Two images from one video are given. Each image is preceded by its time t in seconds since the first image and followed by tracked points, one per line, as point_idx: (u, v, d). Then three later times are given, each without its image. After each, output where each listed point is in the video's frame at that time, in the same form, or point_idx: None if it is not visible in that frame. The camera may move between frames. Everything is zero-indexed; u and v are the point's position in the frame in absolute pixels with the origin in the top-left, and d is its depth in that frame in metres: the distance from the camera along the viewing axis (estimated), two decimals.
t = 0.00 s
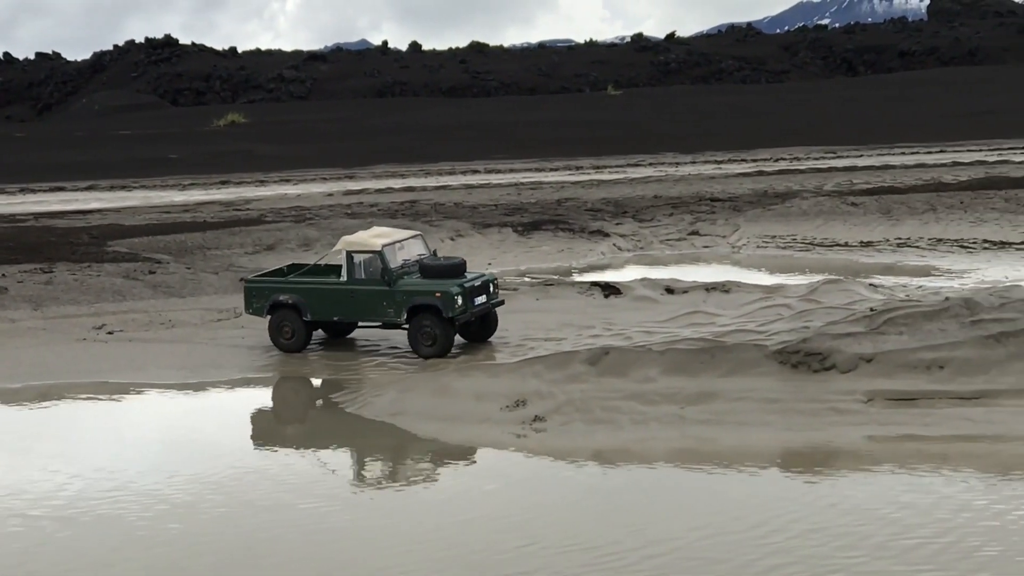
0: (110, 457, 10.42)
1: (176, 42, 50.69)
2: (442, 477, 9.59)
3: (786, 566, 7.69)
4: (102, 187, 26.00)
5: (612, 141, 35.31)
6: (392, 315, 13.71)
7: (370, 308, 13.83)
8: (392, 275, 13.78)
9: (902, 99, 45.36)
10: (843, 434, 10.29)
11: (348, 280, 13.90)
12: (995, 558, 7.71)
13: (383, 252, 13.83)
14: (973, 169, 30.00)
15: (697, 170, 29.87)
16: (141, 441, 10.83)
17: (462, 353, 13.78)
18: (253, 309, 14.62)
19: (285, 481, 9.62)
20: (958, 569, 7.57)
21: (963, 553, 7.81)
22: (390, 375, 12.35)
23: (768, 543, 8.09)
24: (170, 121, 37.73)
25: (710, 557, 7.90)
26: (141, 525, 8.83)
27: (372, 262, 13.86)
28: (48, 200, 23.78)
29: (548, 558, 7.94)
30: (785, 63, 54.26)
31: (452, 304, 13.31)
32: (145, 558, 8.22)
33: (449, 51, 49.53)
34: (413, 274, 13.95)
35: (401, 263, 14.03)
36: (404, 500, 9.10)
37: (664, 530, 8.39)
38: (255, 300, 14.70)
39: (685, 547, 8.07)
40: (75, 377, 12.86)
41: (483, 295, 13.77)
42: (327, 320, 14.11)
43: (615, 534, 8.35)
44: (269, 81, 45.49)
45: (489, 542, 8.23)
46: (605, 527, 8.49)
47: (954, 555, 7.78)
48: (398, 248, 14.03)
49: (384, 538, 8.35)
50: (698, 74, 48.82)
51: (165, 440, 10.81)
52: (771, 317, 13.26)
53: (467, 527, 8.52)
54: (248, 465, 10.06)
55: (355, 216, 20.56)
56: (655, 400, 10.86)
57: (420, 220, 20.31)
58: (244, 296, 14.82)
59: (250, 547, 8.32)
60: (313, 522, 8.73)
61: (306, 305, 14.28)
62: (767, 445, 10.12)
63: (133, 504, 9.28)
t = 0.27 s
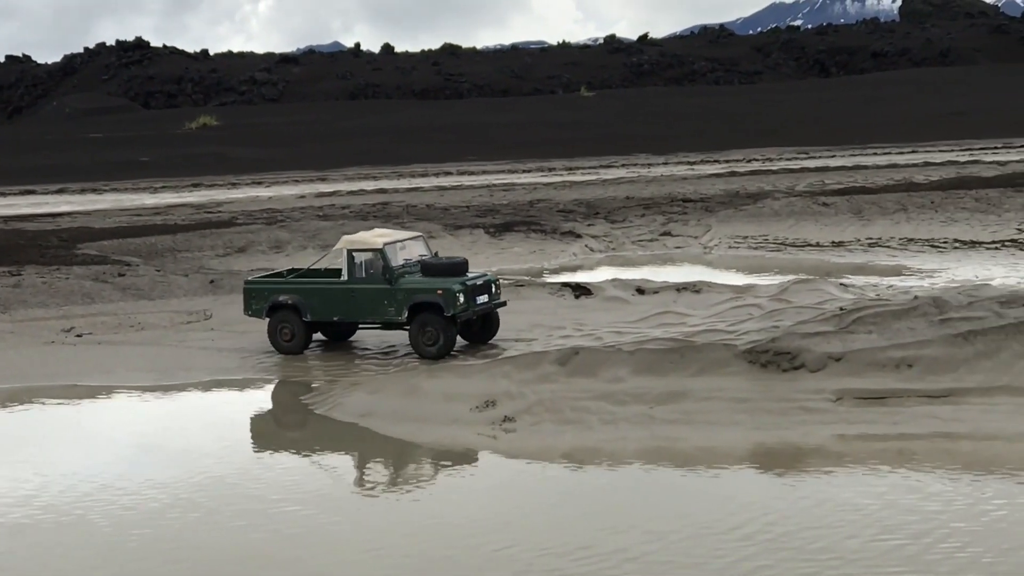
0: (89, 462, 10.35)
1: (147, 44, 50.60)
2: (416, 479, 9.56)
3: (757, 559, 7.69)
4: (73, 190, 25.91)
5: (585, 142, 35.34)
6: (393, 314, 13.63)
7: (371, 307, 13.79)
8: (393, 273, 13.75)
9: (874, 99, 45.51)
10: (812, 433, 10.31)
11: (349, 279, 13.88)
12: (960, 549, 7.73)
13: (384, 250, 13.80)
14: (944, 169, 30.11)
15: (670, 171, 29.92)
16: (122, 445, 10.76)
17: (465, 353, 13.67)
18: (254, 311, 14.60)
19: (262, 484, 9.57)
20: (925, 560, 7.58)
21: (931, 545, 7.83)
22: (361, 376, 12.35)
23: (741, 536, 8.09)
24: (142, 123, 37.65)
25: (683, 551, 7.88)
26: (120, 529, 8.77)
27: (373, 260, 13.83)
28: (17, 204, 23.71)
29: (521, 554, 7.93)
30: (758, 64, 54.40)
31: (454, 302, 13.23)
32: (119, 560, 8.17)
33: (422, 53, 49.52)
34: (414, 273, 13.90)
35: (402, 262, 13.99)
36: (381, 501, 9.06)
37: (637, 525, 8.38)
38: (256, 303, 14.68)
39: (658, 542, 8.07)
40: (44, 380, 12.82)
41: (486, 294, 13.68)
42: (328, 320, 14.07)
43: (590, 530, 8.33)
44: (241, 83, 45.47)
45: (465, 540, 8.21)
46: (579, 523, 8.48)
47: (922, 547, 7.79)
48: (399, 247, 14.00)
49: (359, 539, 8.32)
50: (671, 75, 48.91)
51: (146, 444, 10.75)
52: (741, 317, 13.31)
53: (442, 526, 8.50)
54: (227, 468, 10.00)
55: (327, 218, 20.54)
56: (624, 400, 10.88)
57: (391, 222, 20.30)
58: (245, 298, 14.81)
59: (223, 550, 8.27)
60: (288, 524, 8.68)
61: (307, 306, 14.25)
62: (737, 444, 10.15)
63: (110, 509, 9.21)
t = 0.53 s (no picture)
0: (67, 457, 10.31)
1: (120, 40, 50.42)
2: (388, 476, 9.53)
3: (728, 555, 7.68)
4: (44, 186, 25.80)
5: (559, 138, 35.34)
6: (395, 308, 13.76)
7: (372, 301, 13.90)
8: (396, 266, 13.87)
9: (849, 95, 45.60)
10: (782, 428, 10.32)
11: (350, 272, 13.98)
12: (928, 542, 7.73)
13: (387, 242, 13.92)
14: (918, 165, 30.16)
15: (644, 167, 29.93)
16: (102, 441, 10.71)
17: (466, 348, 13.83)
18: (253, 305, 14.61)
19: (239, 480, 9.53)
20: (893, 555, 7.58)
21: (898, 539, 7.83)
22: (331, 372, 12.35)
23: (713, 532, 8.08)
24: (114, 119, 37.52)
25: (653, 548, 7.87)
26: (95, 525, 8.72)
27: (376, 253, 13.95)
28: None
29: (493, 551, 7.90)
30: (734, 61, 54.46)
31: (457, 295, 13.36)
32: (93, 556, 8.13)
33: (397, 49, 49.43)
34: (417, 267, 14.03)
35: (405, 255, 14.11)
36: (355, 498, 9.02)
37: (609, 523, 8.37)
38: (254, 296, 14.72)
39: (631, 539, 8.05)
40: (12, 377, 12.78)
41: (490, 289, 13.83)
42: (329, 314, 14.11)
43: (562, 527, 8.31)
44: (215, 79, 45.35)
45: (438, 537, 8.18)
46: (552, 520, 8.46)
47: (889, 541, 7.79)
48: (402, 241, 14.12)
49: (333, 537, 8.29)
50: (646, 72, 48.92)
51: (125, 439, 10.70)
52: (712, 313, 13.33)
53: (416, 523, 8.47)
54: (205, 464, 9.96)
55: (299, 214, 20.51)
56: (594, 396, 10.88)
57: (364, 218, 20.27)
58: (244, 292, 14.82)
59: (196, 547, 8.23)
60: (264, 521, 8.64)
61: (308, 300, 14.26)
62: (706, 440, 10.16)
63: (87, 505, 9.16)
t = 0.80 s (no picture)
0: (40, 460, 10.27)
1: (90, 41, 50.26)
2: (356, 479, 9.52)
3: (694, 560, 7.68)
4: (13, 187, 25.71)
5: (531, 142, 35.34)
6: (395, 313, 13.83)
7: (372, 305, 13.94)
8: (395, 271, 13.95)
9: (821, 100, 45.74)
10: (747, 432, 10.35)
11: (348, 278, 14.02)
12: (891, 550, 7.74)
13: (386, 247, 13.99)
14: (887, 169, 30.27)
15: (616, 171, 29.94)
16: (76, 443, 10.67)
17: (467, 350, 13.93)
18: (249, 312, 14.58)
19: (212, 484, 9.51)
20: (854, 561, 7.60)
21: (860, 545, 7.85)
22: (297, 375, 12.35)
23: (679, 537, 8.09)
24: (85, 119, 37.42)
25: (620, 553, 7.87)
26: (65, 529, 8.69)
27: (375, 258, 14.00)
28: None
29: (461, 556, 7.89)
30: (706, 65, 54.57)
31: (458, 298, 13.46)
32: (61, 561, 8.10)
33: (369, 52, 49.38)
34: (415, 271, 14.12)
35: (403, 260, 14.19)
36: (324, 502, 9.01)
37: (578, 527, 8.37)
38: (250, 302, 14.69)
39: (598, 544, 8.05)
40: None
41: (489, 291, 13.94)
42: (328, 320, 14.12)
43: (530, 532, 8.31)
44: (186, 80, 45.26)
45: (407, 542, 8.17)
46: (521, 525, 8.45)
47: (851, 547, 7.81)
48: (400, 245, 14.19)
49: (303, 542, 8.27)
50: (619, 75, 48.95)
51: (99, 442, 10.68)
52: (679, 316, 13.36)
53: (385, 528, 8.45)
54: (178, 467, 9.93)
55: (268, 216, 20.48)
56: (560, 400, 10.88)
57: (333, 220, 20.25)
58: (239, 298, 14.78)
59: (166, 551, 8.21)
60: (235, 526, 8.62)
61: (306, 307, 14.25)
62: (670, 444, 10.17)
63: (58, 508, 9.13)
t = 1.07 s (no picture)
0: (15, 460, 10.23)
1: (61, 37, 50.14)
2: (326, 480, 9.50)
3: (663, 563, 7.69)
4: None
5: (503, 143, 35.34)
6: (394, 311, 13.79)
7: (372, 303, 13.89)
8: (393, 268, 13.91)
9: (794, 104, 45.87)
10: (712, 434, 10.37)
11: (346, 276, 13.95)
12: (854, 552, 7.77)
13: (383, 245, 13.94)
14: (858, 173, 30.38)
15: (588, 172, 29.97)
16: (48, 443, 10.62)
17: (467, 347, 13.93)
18: (245, 314, 14.47)
19: (184, 485, 9.48)
20: (818, 565, 7.62)
21: (823, 548, 7.87)
22: (262, 373, 12.33)
23: (648, 539, 8.10)
24: (56, 116, 37.31)
25: (591, 556, 7.88)
26: (37, 532, 8.65)
27: (372, 256, 13.95)
28: None
29: (431, 558, 7.89)
30: (679, 67, 54.65)
31: (459, 295, 13.45)
32: (41, 563, 8.07)
33: (342, 51, 49.35)
34: (414, 267, 14.09)
35: (401, 257, 14.15)
36: (295, 504, 9.00)
37: (546, 529, 8.37)
38: (246, 305, 14.60)
39: (567, 547, 8.05)
40: None
41: (487, 286, 13.95)
42: (326, 320, 14.04)
43: (500, 533, 8.31)
44: (157, 77, 45.18)
45: (380, 543, 8.16)
46: (490, 526, 8.45)
47: (815, 550, 7.83)
48: (397, 242, 14.16)
49: (276, 545, 8.25)
50: (592, 77, 48.98)
51: (77, 441, 10.64)
52: (646, 318, 13.39)
53: (356, 530, 8.44)
54: (149, 468, 9.90)
55: (237, 215, 20.45)
56: (525, 400, 10.89)
57: (303, 220, 20.22)
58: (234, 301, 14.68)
59: (138, 554, 8.18)
60: (208, 528, 8.59)
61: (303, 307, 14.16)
62: (635, 445, 10.19)
63: (30, 511, 9.08)
